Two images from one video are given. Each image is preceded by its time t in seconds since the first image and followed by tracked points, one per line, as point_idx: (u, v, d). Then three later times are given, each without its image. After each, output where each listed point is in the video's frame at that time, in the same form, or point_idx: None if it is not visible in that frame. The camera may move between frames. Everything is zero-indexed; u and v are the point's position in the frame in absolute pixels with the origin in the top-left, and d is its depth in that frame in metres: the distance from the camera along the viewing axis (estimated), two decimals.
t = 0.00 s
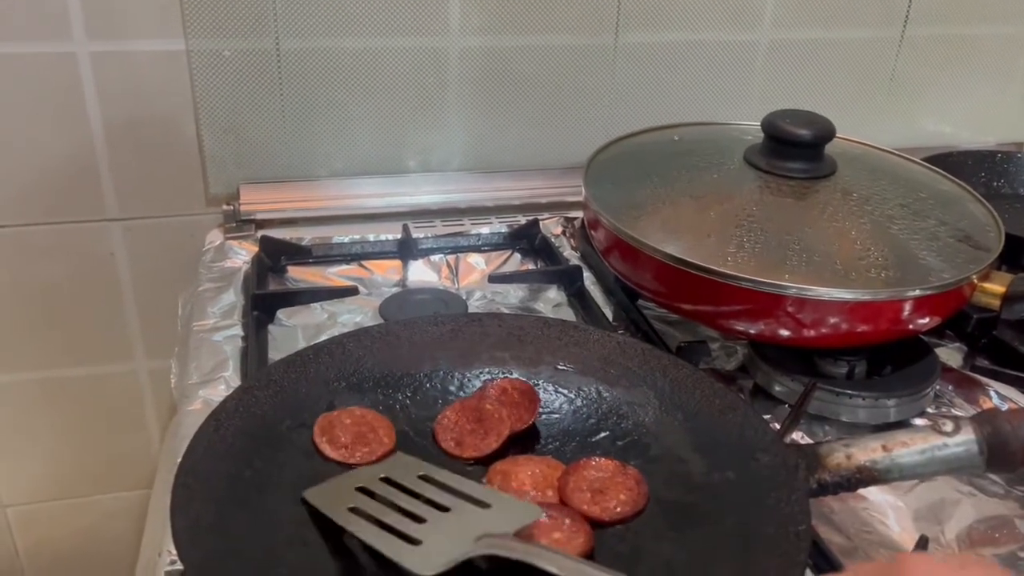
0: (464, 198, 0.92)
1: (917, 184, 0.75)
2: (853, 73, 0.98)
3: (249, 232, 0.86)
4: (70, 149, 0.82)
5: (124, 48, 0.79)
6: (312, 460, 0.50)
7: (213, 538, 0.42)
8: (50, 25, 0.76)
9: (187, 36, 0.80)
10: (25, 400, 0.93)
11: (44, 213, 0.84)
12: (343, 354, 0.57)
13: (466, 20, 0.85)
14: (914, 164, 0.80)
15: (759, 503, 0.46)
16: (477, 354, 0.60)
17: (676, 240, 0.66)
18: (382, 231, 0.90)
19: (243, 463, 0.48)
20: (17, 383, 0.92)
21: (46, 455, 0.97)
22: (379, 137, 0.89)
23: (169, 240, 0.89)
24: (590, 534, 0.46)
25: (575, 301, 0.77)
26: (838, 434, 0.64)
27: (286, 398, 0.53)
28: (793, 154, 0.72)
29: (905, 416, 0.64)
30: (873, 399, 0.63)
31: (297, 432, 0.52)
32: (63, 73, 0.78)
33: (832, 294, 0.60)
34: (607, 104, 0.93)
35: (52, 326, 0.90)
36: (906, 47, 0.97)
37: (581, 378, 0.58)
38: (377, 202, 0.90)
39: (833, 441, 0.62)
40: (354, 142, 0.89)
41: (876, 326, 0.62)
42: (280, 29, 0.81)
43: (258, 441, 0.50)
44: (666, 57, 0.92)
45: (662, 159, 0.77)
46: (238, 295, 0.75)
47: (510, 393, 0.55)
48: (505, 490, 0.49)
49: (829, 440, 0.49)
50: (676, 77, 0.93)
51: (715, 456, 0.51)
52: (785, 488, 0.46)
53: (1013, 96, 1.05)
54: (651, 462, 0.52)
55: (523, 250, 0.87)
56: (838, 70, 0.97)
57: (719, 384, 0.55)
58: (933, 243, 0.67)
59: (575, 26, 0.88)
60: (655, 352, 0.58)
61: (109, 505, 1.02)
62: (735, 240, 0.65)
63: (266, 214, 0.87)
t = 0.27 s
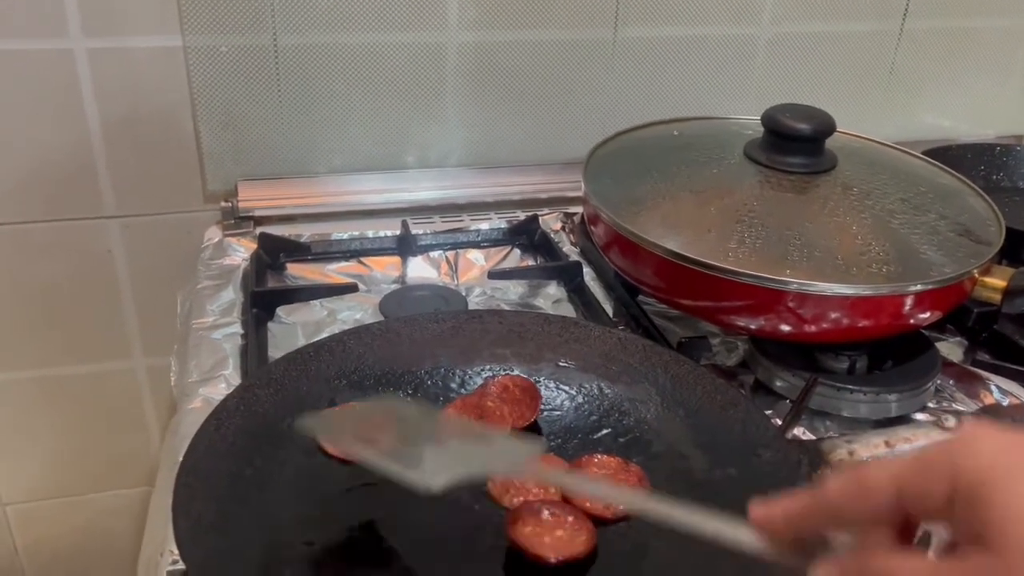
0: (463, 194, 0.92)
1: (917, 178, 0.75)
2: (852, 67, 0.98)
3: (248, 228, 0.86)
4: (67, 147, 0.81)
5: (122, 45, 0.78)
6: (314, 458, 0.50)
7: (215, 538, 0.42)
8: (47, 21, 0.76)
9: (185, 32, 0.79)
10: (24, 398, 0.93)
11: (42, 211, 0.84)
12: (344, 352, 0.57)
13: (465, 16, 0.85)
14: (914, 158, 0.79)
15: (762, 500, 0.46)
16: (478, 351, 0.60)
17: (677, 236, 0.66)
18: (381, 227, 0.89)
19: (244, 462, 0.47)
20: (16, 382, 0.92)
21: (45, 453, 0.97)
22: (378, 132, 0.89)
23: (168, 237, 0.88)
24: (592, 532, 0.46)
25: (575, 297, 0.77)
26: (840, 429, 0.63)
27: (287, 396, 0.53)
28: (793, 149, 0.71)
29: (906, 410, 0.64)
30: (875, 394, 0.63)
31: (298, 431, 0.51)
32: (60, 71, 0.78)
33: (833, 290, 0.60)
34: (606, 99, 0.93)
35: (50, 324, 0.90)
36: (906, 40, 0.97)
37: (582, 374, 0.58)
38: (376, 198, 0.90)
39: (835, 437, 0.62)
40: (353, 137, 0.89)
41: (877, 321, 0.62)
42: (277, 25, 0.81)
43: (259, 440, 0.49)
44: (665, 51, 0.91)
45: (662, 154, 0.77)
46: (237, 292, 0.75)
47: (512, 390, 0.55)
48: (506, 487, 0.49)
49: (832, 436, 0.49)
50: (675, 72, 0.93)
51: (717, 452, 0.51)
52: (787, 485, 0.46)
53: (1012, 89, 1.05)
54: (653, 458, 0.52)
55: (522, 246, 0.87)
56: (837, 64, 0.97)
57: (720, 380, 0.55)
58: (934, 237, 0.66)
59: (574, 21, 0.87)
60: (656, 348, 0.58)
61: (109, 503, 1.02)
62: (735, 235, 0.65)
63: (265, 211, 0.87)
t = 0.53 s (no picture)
0: (451, 184, 0.91)
1: (906, 164, 0.75)
2: (841, 53, 0.97)
3: (234, 220, 0.85)
4: (49, 138, 0.81)
5: (103, 34, 0.77)
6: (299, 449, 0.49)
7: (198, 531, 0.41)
8: (27, 11, 0.75)
9: (166, 22, 0.78)
10: (10, 393, 0.92)
11: (25, 203, 0.83)
12: (329, 342, 0.57)
13: (450, 3, 0.84)
14: (903, 145, 0.79)
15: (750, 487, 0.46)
16: (465, 341, 0.59)
17: (665, 223, 0.66)
18: (368, 217, 0.89)
19: (228, 454, 0.47)
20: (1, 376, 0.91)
21: (33, 447, 0.96)
22: (363, 121, 0.88)
23: (153, 229, 0.88)
24: (580, 521, 0.46)
25: (564, 286, 0.77)
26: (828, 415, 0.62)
27: (271, 387, 0.52)
28: (781, 135, 0.71)
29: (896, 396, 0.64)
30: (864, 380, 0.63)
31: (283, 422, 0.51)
32: (41, 61, 0.77)
33: (822, 276, 0.60)
34: (595, 87, 0.92)
35: (36, 317, 0.89)
36: (894, 26, 0.97)
37: (570, 363, 0.58)
38: (363, 188, 0.89)
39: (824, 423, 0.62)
40: (338, 127, 0.88)
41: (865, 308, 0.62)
42: (260, 14, 0.80)
43: (243, 432, 0.49)
44: (653, 38, 0.91)
45: (650, 141, 0.77)
46: (222, 284, 0.75)
47: (498, 379, 0.55)
48: (493, 477, 0.49)
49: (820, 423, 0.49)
50: (663, 59, 0.92)
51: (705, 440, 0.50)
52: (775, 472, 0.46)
53: (1001, 75, 1.05)
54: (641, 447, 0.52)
55: (511, 236, 0.86)
56: (826, 50, 0.97)
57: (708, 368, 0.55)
58: (922, 223, 0.66)
59: (561, 8, 0.87)
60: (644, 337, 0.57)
61: (98, 497, 1.02)
62: (724, 223, 0.65)
63: (251, 202, 0.86)
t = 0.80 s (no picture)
0: (445, 172, 0.91)
1: (901, 147, 0.75)
2: (835, 38, 0.97)
3: (227, 209, 0.85)
4: (40, 128, 0.80)
5: (93, 22, 0.77)
6: (295, 436, 0.49)
7: (194, 519, 0.41)
8: None
9: (156, 9, 0.78)
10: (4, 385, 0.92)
11: (15, 193, 0.82)
12: (324, 330, 0.56)
13: None
14: (898, 129, 0.79)
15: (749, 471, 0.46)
16: (461, 327, 0.59)
17: (660, 208, 0.65)
18: (361, 205, 0.88)
19: (223, 442, 0.47)
20: None
21: (26, 440, 0.96)
22: (357, 109, 0.88)
23: (145, 219, 0.87)
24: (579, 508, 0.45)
25: (559, 273, 0.76)
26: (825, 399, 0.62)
27: (266, 374, 0.52)
28: (776, 119, 0.71)
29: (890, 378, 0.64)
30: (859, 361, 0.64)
31: (278, 409, 0.51)
32: (30, 50, 0.76)
33: (818, 260, 0.60)
34: (589, 74, 0.92)
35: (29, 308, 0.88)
36: (889, 10, 0.97)
37: (566, 349, 0.57)
38: (356, 176, 0.89)
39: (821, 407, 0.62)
40: (331, 115, 0.87)
41: (862, 291, 0.62)
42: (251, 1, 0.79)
43: (239, 420, 0.48)
44: (647, 23, 0.90)
45: (645, 126, 0.76)
46: (216, 273, 0.74)
47: (494, 365, 0.54)
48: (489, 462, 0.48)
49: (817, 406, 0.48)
50: (658, 44, 0.92)
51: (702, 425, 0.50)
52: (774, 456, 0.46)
53: (996, 59, 1.05)
54: (639, 431, 0.51)
55: (505, 223, 0.86)
56: (821, 35, 0.96)
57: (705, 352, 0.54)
58: (918, 206, 0.66)
59: None
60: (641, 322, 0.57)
61: (93, 489, 1.01)
62: (720, 207, 0.65)
63: (244, 191, 0.85)
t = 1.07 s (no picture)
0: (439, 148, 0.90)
1: (898, 117, 0.75)
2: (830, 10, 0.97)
3: (220, 186, 0.84)
4: (31, 105, 0.79)
5: None
6: (295, 404, 0.49)
7: (198, 485, 0.41)
8: None
9: None
10: None
11: (7, 171, 0.82)
12: (323, 300, 0.56)
13: None
14: (893, 98, 0.79)
15: (751, 432, 0.46)
16: (460, 297, 0.59)
17: (657, 178, 0.65)
18: (356, 182, 0.88)
19: (223, 410, 0.47)
20: None
21: (22, 420, 0.95)
22: (350, 84, 0.87)
23: (139, 196, 0.86)
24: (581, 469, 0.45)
25: (556, 246, 0.76)
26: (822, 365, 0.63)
27: (265, 344, 0.52)
28: (772, 88, 0.71)
29: (888, 345, 0.64)
30: (858, 330, 0.63)
31: (278, 378, 0.50)
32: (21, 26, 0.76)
33: (815, 227, 0.60)
34: (584, 49, 0.92)
35: (23, 288, 0.88)
36: None
37: (565, 317, 0.57)
38: (350, 153, 0.88)
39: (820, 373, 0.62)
40: (324, 91, 0.87)
41: (859, 259, 0.62)
42: None
43: (239, 388, 0.48)
44: None
45: (641, 98, 0.76)
46: (211, 249, 0.74)
47: (493, 334, 0.54)
48: (491, 429, 0.49)
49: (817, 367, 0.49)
50: (653, 17, 0.92)
51: (703, 389, 0.50)
52: (774, 417, 0.46)
53: (992, 31, 1.05)
54: (640, 396, 0.52)
55: (500, 198, 0.86)
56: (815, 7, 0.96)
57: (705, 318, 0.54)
58: (914, 173, 0.66)
59: None
60: (640, 290, 0.57)
61: (90, 470, 1.01)
62: (717, 176, 0.65)
63: (237, 169, 0.84)
